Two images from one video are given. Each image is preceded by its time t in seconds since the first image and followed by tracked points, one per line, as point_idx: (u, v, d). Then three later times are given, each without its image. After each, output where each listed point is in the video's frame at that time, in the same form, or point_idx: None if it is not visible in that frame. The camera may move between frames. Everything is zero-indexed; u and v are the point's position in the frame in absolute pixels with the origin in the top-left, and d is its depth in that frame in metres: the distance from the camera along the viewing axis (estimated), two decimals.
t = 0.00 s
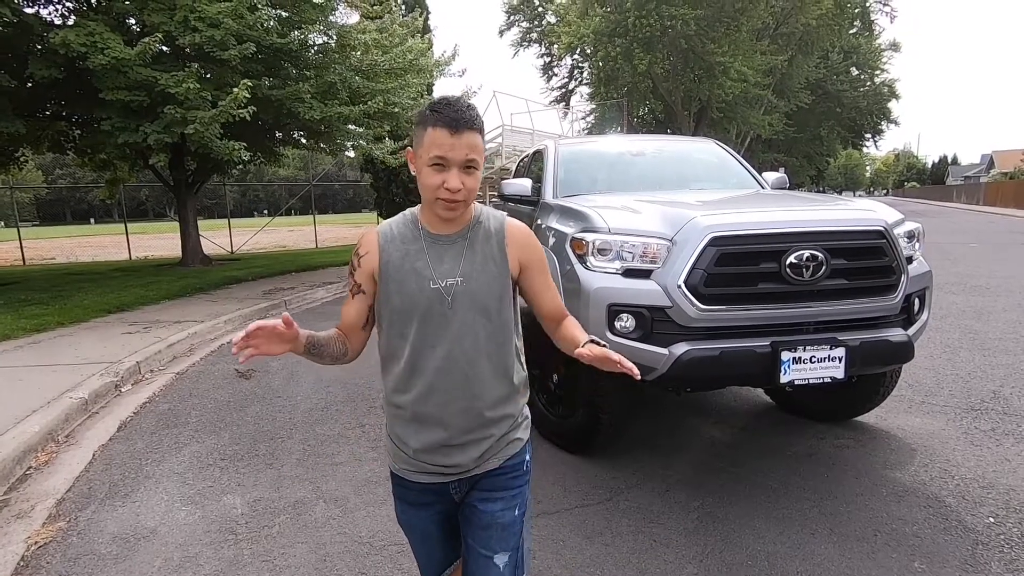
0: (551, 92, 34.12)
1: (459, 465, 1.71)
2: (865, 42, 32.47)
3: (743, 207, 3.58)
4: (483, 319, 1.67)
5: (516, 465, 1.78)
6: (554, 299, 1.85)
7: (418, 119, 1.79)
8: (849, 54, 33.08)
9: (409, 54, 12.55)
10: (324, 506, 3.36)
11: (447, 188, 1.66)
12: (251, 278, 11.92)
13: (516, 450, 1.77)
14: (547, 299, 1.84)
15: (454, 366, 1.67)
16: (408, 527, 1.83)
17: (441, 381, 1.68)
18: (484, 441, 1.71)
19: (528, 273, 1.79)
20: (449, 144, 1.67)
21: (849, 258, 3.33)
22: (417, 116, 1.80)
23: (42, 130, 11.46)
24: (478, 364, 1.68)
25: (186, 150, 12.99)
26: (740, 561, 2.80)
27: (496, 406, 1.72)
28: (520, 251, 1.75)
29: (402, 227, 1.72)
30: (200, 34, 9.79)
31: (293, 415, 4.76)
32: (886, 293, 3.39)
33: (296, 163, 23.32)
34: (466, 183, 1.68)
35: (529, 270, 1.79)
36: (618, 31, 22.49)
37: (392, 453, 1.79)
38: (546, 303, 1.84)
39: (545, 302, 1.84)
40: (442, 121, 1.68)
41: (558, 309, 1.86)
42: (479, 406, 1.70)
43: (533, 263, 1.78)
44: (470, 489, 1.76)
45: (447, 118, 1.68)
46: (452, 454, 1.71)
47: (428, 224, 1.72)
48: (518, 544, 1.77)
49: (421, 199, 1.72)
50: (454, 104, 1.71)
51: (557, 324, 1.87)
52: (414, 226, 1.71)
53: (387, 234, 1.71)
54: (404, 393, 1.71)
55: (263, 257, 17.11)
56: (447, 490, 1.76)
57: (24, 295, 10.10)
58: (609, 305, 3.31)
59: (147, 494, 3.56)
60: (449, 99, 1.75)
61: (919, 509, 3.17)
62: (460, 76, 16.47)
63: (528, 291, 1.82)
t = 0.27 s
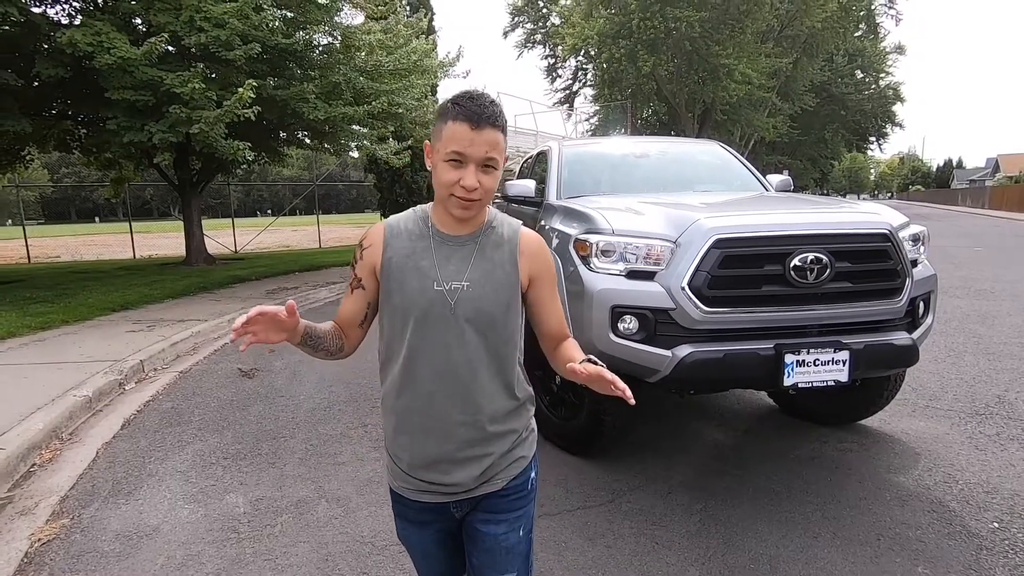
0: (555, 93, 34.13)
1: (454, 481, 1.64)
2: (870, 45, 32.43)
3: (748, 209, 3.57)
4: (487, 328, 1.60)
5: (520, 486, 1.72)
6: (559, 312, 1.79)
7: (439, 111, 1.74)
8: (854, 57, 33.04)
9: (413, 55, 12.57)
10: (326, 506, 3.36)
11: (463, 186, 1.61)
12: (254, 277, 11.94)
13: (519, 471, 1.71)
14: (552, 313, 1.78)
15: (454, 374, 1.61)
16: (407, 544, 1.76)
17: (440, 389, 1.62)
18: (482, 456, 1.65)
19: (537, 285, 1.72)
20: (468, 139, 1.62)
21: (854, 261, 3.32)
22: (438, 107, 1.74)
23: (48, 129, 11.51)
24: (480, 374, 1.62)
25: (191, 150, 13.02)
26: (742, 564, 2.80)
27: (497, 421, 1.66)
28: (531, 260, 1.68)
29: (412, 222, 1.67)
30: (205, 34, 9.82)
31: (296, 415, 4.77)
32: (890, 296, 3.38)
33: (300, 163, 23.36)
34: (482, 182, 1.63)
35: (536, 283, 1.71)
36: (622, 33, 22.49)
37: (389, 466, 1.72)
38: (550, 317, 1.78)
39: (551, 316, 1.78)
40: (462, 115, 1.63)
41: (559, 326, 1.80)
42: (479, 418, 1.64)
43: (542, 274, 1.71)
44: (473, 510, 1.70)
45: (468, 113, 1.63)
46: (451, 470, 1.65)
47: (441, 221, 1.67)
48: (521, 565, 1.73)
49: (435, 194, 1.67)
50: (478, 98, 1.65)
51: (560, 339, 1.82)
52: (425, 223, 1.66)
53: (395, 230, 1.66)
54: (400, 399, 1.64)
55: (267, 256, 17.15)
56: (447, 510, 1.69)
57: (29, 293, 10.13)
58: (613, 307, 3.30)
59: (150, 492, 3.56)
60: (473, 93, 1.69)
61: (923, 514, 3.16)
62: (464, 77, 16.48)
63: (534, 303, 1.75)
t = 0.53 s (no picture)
0: (560, 94, 34.11)
1: (465, 494, 1.57)
2: (877, 46, 32.30)
3: (753, 210, 3.56)
4: (503, 333, 1.52)
5: (533, 499, 1.66)
6: (562, 318, 1.69)
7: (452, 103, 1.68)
8: (860, 58, 32.91)
9: (419, 55, 12.57)
10: (330, 505, 3.37)
11: (476, 178, 1.55)
12: (259, 276, 11.98)
13: (533, 483, 1.65)
14: (556, 319, 1.68)
15: (467, 381, 1.53)
16: (413, 563, 1.68)
17: (453, 397, 1.54)
18: (494, 468, 1.58)
19: (550, 290, 1.64)
20: (483, 129, 1.56)
21: (860, 262, 3.31)
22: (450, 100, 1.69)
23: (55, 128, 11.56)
24: (494, 381, 1.54)
25: (197, 149, 13.07)
26: (746, 566, 2.79)
27: (511, 430, 1.59)
28: (547, 263, 1.61)
29: (422, 218, 1.59)
30: (211, 34, 9.85)
31: (301, 413, 4.78)
32: (897, 298, 3.37)
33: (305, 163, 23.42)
34: (496, 174, 1.56)
35: (547, 287, 1.63)
36: (627, 34, 22.47)
37: (395, 480, 1.63)
38: (555, 323, 1.69)
39: (556, 323, 1.68)
40: (476, 104, 1.57)
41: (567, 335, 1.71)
42: (493, 427, 1.56)
43: (556, 278, 1.63)
44: (485, 526, 1.64)
45: (483, 102, 1.57)
46: (464, 484, 1.56)
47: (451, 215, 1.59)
48: None
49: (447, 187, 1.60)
50: (492, 88, 1.60)
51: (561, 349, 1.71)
52: (435, 218, 1.58)
53: (405, 225, 1.57)
54: (408, 406, 1.56)
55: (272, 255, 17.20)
56: (458, 527, 1.62)
57: (35, 291, 10.18)
58: (617, 307, 3.30)
59: (155, 489, 3.58)
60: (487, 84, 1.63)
61: (929, 517, 3.14)
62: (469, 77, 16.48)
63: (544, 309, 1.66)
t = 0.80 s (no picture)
0: (564, 93, 34.10)
1: (477, 508, 1.48)
2: (882, 46, 32.19)
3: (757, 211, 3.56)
4: (517, 338, 1.43)
5: (544, 508, 1.59)
6: (576, 320, 1.63)
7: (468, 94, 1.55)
8: (866, 58, 32.83)
9: (423, 54, 12.58)
10: (333, 503, 3.37)
11: (491, 174, 1.42)
12: (264, 275, 12.01)
13: (545, 493, 1.58)
14: (568, 322, 1.62)
15: (480, 390, 1.43)
16: None
17: (465, 407, 1.44)
18: (508, 480, 1.49)
19: (560, 291, 1.56)
20: (502, 123, 1.43)
21: (865, 263, 3.30)
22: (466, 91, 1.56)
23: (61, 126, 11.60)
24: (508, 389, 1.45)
25: (201, 148, 13.10)
26: (749, 566, 2.79)
27: (524, 439, 1.50)
28: (558, 263, 1.52)
29: (429, 217, 1.46)
30: (217, 33, 9.88)
31: (304, 411, 4.79)
32: (902, 299, 3.35)
33: (309, 162, 23.44)
34: (513, 172, 1.44)
35: (558, 289, 1.55)
36: (631, 33, 22.44)
37: (399, 496, 1.53)
38: (565, 324, 1.63)
39: (568, 326, 1.63)
40: (495, 97, 1.44)
41: (576, 338, 1.64)
42: (507, 437, 1.48)
43: (566, 278, 1.55)
44: (495, 539, 1.54)
45: (503, 95, 1.44)
46: (477, 498, 1.47)
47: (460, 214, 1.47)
48: None
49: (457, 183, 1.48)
50: (512, 81, 1.47)
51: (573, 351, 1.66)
52: (443, 218, 1.45)
53: (411, 224, 1.44)
54: (417, 418, 1.46)
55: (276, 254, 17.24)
56: (467, 541, 1.53)
57: (42, 288, 10.21)
58: (620, 307, 3.30)
59: (159, 486, 3.58)
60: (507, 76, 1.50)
61: (933, 519, 3.13)
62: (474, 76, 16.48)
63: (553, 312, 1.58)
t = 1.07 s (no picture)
0: (567, 92, 34.05)
1: (490, 520, 1.46)
2: (888, 45, 32.06)
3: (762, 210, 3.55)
4: (527, 344, 1.40)
5: (557, 520, 1.58)
6: (585, 323, 1.58)
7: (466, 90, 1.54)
8: (871, 57, 32.73)
9: (426, 53, 12.58)
10: (337, 501, 3.37)
11: (496, 171, 1.40)
12: (267, 273, 12.02)
13: (557, 505, 1.57)
14: (578, 324, 1.57)
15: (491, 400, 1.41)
16: None
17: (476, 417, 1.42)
18: (521, 491, 1.47)
19: (569, 293, 1.54)
20: (505, 117, 1.41)
21: (871, 263, 3.28)
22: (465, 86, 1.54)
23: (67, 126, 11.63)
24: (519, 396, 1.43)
25: (206, 147, 13.12)
26: (753, 567, 2.78)
27: (536, 449, 1.49)
28: (567, 263, 1.50)
29: (434, 220, 1.44)
30: (221, 33, 9.89)
31: (308, 410, 4.79)
32: (907, 299, 3.34)
33: (313, 161, 23.45)
34: (518, 168, 1.42)
35: (568, 291, 1.53)
36: (635, 32, 22.39)
37: (409, 512, 1.50)
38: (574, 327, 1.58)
39: (577, 329, 1.58)
40: (496, 91, 1.42)
41: (587, 343, 1.61)
42: (518, 447, 1.46)
43: (575, 279, 1.52)
44: (507, 552, 1.53)
45: (505, 88, 1.42)
46: (489, 512, 1.46)
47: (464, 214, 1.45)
48: None
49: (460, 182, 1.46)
50: (512, 74, 1.45)
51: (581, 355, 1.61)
52: (448, 220, 1.43)
53: (416, 227, 1.42)
54: (429, 431, 1.44)
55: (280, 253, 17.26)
56: (478, 556, 1.51)
57: (47, 286, 10.25)
58: (624, 306, 3.29)
59: (163, 484, 3.59)
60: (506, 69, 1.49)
61: (938, 520, 3.12)
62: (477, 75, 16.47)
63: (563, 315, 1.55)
